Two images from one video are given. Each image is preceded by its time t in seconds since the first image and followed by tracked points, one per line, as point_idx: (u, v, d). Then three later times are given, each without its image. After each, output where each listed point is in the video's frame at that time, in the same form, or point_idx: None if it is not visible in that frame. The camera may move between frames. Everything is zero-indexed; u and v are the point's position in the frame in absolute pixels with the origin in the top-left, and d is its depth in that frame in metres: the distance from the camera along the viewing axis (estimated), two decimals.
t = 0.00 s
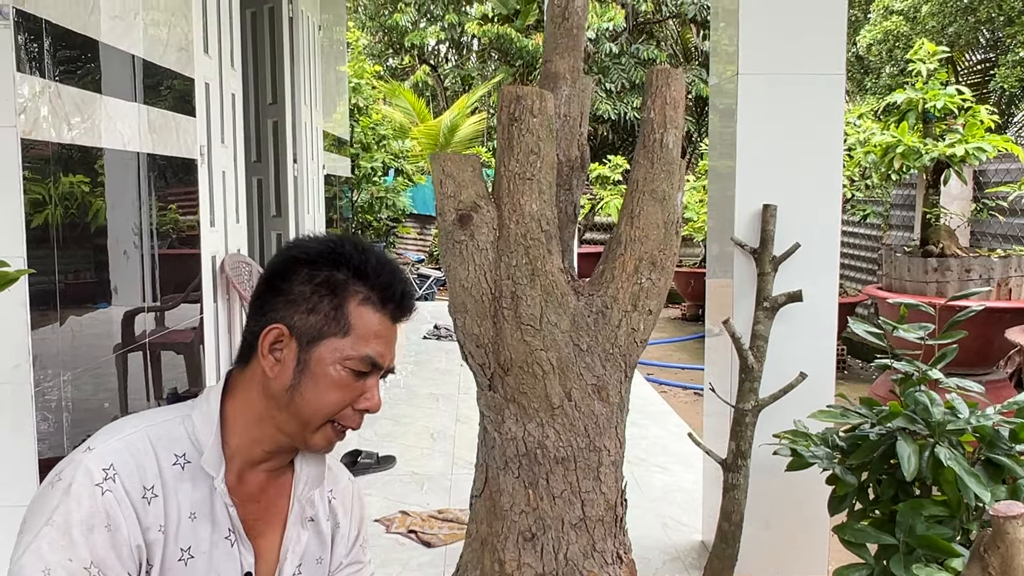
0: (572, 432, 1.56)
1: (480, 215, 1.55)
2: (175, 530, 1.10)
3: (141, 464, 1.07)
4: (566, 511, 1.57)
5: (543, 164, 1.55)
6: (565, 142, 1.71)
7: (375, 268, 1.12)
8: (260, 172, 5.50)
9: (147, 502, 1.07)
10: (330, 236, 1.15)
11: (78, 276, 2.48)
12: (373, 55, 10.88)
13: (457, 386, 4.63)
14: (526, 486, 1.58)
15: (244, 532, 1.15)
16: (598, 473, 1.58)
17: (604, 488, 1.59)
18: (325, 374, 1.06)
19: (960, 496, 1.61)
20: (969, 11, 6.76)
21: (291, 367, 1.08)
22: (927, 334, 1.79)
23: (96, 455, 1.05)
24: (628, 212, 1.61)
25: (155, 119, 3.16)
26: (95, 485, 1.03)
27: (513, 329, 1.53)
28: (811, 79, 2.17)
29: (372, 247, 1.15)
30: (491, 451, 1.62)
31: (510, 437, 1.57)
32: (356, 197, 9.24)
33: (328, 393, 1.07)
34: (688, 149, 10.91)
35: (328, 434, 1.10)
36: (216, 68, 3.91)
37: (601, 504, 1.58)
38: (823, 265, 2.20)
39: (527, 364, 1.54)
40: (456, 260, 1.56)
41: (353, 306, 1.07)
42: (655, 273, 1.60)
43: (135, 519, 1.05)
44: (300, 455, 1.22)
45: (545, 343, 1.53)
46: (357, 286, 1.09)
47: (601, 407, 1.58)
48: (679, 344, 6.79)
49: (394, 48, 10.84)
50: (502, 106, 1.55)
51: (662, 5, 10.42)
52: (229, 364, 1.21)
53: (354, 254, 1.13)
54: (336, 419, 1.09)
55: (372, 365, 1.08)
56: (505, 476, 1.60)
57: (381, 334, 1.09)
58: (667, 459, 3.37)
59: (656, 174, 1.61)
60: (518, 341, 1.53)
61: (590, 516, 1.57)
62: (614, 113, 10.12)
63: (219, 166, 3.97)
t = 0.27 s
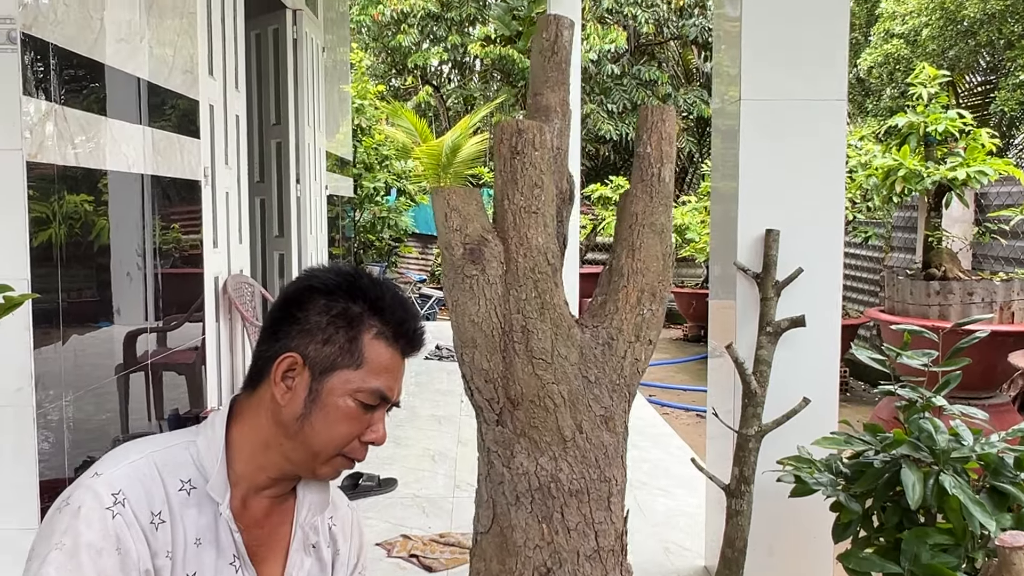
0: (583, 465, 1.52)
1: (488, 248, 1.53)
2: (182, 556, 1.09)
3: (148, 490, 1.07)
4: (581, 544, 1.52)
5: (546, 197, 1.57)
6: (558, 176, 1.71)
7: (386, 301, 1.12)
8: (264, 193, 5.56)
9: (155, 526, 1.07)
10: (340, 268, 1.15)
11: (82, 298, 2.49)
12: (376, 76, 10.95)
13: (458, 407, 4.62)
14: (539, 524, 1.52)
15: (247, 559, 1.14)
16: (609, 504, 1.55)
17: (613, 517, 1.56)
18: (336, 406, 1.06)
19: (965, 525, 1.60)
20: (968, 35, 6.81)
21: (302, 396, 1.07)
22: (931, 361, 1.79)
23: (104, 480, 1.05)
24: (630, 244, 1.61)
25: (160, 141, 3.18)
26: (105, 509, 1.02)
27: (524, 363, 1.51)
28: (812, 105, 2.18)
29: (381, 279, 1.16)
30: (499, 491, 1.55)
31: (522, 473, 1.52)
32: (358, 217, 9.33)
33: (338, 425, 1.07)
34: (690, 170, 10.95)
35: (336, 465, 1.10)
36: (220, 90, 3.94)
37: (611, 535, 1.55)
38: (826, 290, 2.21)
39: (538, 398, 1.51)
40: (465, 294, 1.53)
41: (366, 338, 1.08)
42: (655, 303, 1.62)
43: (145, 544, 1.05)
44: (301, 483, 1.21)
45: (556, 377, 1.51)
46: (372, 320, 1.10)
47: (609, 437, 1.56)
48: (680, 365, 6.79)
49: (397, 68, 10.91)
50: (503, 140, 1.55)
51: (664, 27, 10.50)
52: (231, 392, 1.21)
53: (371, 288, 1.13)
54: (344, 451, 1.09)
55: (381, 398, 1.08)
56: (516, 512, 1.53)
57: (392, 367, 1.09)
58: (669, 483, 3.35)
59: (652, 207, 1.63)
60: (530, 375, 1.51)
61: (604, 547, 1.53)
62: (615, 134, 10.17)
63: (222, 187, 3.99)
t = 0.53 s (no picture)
0: (592, 489, 1.53)
1: (499, 273, 1.52)
2: None
3: (146, 511, 1.07)
4: (594, 566, 1.53)
5: (550, 223, 1.59)
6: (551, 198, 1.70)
7: (386, 320, 1.12)
8: (266, 208, 5.54)
9: (153, 548, 1.06)
10: (338, 289, 1.15)
11: (85, 314, 2.49)
12: (379, 91, 11.00)
13: (460, 423, 4.61)
14: (552, 550, 1.53)
15: None
16: (617, 526, 1.56)
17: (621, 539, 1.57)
18: (333, 426, 1.06)
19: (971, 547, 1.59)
20: (969, 53, 6.85)
21: (299, 416, 1.07)
22: (934, 382, 1.78)
23: (101, 502, 1.04)
24: (629, 268, 1.63)
25: (164, 157, 3.20)
26: (104, 531, 1.02)
27: (536, 389, 1.51)
28: (815, 124, 2.19)
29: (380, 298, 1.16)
30: (511, 519, 1.54)
31: (535, 499, 1.52)
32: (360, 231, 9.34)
33: (337, 446, 1.06)
34: (691, 185, 10.98)
35: (334, 485, 1.10)
36: (225, 106, 3.96)
37: (620, 556, 1.56)
38: (829, 309, 2.21)
39: (550, 423, 1.51)
40: (478, 320, 1.51)
41: (364, 358, 1.07)
42: (654, 325, 1.64)
43: (143, 566, 1.04)
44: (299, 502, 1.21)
45: (567, 402, 1.52)
46: (370, 338, 1.09)
47: (616, 459, 1.57)
48: (682, 381, 6.78)
49: (400, 84, 10.95)
50: (506, 163, 1.55)
51: (665, 43, 10.56)
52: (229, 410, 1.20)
53: (371, 307, 1.13)
54: (342, 472, 1.09)
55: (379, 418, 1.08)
56: (529, 538, 1.53)
57: (394, 386, 1.10)
58: (672, 500, 3.34)
59: (649, 232, 1.65)
60: (541, 401, 1.51)
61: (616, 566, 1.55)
62: (617, 149, 10.20)
63: (226, 202, 4.00)
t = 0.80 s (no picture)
0: (605, 503, 1.49)
1: (514, 288, 1.50)
2: None
3: (130, 537, 1.06)
4: None
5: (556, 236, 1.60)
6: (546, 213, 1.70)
7: (372, 331, 1.11)
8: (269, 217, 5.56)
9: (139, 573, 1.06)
10: (328, 298, 1.15)
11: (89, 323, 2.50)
12: (382, 100, 11.02)
13: (462, 434, 4.61)
14: (567, 567, 1.47)
15: None
16: (625, 538, 1.53)
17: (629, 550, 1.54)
18: (316, 439, 1.05)
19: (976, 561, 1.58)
20: (970, 65, 6.88)
21: (281, 429, 1.06)
22: (938, 395, 1.78)
23: (83, 532, 1.03)
24: (628, 281, 1.64)
25: (168, 166, 3.21)
26: (84, 564, 1.01)
27: (549, 404, 1.47)
28: (818, 136, 2.20)
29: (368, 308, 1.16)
30: (524, 536, 1.49)
31: (548, 514, 1.47)
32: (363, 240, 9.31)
33: (321, 459, 1.05)
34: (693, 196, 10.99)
35: (320, 498, 1.09)
36: (229, 116, 3.97)
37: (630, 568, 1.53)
38: (832, 321, 2.21)
39: (563, 437, 1.47)
40: (494, 335, 1.48)
41: (347, 369, 1.06)
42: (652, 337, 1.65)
43: None
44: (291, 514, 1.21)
45: (579, 415, 1.49)
46: (355, 349, 1.08)
47: (622, 471, 1.54)
48: (685, 392, 6.77)
49: (403, 93, 10.97)
50: (511, 178, 1.56)
51: (667, 54, 10.58)
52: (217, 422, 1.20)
53: (354, 317, 1.12)
54: (327, 484, 1.08)
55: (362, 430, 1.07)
56: (544, 554, 1.48)
57: (381, 397, 1.09)
58: (675, 512, 3.33)
59: (646, 245, 1.66)
60: (555, 415, 1.47)
61: None
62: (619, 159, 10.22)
63: (229, 212, 4.01)
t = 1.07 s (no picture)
0: (614, 507, 1.48)
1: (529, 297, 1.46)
2: None
3: (111, 552, 1.05)
4: None
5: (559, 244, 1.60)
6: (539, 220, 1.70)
7: (348, 330, 1.09)
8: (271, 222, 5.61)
9: None
10: (306, 297, 1.13)
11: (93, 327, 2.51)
12: (384, 106, 11.03)
13: (463, 439, 4.61)
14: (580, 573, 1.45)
15: None
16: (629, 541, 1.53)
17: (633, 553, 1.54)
18: (290, 446, 1.03)
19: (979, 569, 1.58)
20: (972, 72, 6.89)
21: (254, 437, 1.05)
22: (942, 402, 1.78)
23: (63, 549, 1.02)
24: (623, 287, 1.63)
25: (172, 171, 3.22)
26: None
27: (562, 412, 1.45)
28: (821, 143, 2.20)
29: (345, 307, 1.14)
30: (536, 544, 1.46)
31: (561, 521, 1.44)
32: (365, 246, 9.34)
33: (296, 467, 1.04)
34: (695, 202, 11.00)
35: (299, 504, 1.08)
36: (232, 121, 3.98)
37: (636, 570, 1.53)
38: (835, 328, 2.21)
39: (574, 444, 1.45)
40: (510, 344, 1.43)
41: (318, 373, 1.04)
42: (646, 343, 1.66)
43: None
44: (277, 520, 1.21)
45: (589, 421, 1.47)
46: (327, 350, 1.06)
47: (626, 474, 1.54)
48: (686, 398, 6.77)
49: (405, 99, 10.96)
50: (515, 185, 1.56)
51: (669, 60, 10.60)
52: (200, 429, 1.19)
53: (323, 318, 1.09)
54: (306, 491, 1.06)
55: (337, 435, 1.05)
56: (556, 562, 1.45)
57: (360, 400, 1.07)
58: (676, 519, 3.33)
59: (639, 252, 1.66)
60: (567, 422, 1.45)
61: None
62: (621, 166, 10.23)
63: (232, 217, 4.02)
